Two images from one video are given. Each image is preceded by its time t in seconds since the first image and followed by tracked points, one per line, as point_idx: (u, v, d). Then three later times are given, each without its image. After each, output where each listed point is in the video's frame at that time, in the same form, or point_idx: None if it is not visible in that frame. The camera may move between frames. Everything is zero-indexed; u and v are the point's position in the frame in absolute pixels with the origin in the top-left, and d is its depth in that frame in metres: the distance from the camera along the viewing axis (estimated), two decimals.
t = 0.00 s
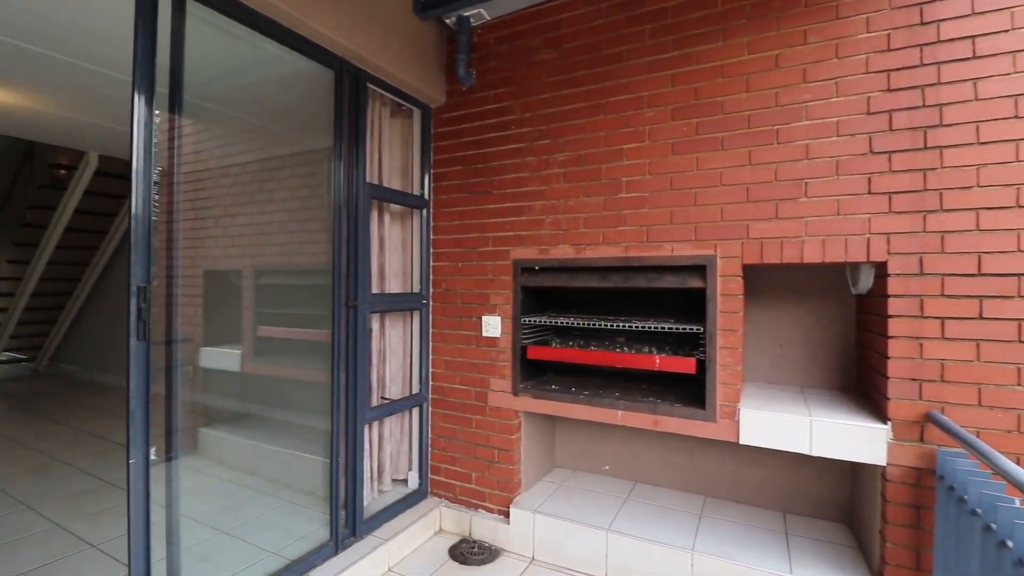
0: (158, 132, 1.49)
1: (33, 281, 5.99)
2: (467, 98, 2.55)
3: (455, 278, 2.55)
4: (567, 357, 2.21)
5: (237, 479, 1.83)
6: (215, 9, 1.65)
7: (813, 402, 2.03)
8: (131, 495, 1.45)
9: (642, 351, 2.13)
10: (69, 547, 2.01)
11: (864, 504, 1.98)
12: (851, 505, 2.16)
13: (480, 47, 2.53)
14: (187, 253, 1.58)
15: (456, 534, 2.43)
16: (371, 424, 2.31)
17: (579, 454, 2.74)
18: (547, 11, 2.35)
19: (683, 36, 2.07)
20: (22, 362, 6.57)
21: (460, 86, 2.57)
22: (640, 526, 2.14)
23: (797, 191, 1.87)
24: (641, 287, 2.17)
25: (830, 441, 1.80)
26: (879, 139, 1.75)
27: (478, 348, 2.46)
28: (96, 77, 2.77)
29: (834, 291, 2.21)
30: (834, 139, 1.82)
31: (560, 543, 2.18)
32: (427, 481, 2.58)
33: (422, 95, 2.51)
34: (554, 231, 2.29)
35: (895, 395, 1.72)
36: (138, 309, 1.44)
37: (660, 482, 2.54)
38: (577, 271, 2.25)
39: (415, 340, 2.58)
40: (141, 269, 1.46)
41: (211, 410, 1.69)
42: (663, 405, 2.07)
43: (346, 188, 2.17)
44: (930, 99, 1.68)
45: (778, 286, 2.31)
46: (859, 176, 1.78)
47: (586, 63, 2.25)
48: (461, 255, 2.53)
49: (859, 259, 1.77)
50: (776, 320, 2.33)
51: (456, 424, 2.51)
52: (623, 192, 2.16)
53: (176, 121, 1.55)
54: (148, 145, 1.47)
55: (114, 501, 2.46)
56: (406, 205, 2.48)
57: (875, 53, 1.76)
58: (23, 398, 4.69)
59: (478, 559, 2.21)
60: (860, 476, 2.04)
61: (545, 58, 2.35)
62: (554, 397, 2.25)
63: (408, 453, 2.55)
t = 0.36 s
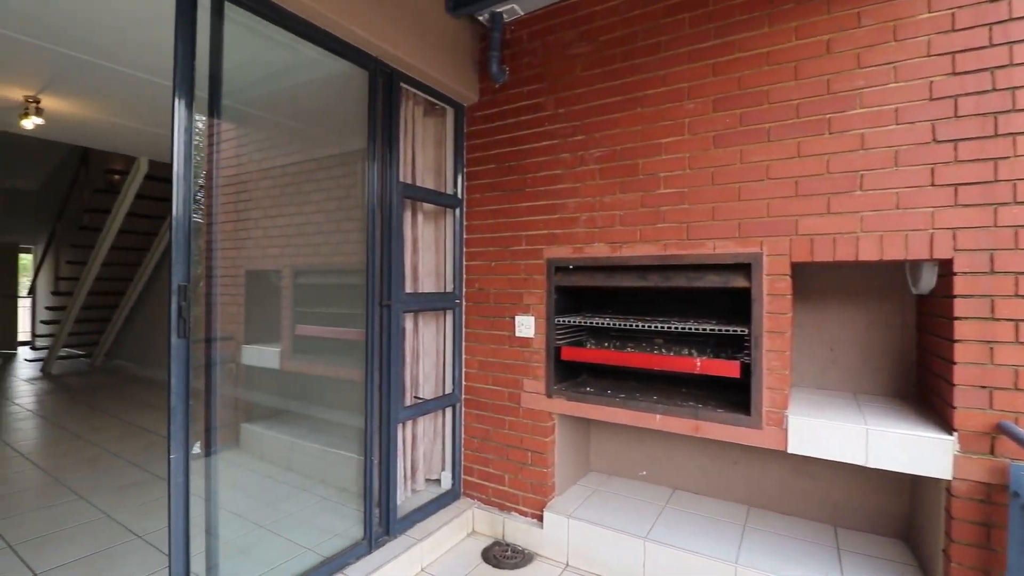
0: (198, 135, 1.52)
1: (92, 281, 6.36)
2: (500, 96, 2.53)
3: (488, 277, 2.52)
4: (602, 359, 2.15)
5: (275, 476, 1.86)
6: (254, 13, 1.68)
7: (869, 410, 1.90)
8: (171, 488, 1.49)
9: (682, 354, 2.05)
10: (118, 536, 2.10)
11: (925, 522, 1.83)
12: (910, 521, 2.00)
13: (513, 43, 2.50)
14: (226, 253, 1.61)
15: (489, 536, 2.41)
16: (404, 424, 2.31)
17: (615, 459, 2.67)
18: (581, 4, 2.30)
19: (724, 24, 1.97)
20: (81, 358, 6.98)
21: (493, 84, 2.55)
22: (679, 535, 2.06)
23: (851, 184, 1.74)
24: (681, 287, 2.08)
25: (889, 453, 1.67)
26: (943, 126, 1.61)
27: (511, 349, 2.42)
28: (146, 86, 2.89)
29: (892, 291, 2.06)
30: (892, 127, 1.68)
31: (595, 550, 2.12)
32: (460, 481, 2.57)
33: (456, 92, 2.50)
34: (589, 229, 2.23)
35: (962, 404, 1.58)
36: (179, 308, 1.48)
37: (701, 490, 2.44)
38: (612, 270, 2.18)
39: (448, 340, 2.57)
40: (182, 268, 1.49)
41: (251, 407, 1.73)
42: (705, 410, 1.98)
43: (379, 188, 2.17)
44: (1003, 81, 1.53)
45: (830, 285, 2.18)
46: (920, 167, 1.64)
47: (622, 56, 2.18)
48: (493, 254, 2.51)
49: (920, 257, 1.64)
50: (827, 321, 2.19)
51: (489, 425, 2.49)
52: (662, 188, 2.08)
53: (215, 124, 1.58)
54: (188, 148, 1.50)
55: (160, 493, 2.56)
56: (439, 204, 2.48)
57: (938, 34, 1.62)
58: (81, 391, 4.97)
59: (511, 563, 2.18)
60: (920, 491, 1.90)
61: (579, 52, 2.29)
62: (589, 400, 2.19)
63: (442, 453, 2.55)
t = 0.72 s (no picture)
0: (232, 131, 1.51)
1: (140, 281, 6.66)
2: (533, 90, 2.46)
3: (521, 276, 2.47)
4: (641, 361, 2.06)
5: (309, 475, 1.86)
6: (287, 10, 1.67)
7: (937, 421, 1.73)
8: (206, 488, 1.47)
9: (727, 356, 1.93)
10: (157, 530, 2.15)
11: (1002, 545, 1.66)
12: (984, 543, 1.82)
13: (546, 36, 2.43)
14: (259, 251, 1.60)
15: (522, 542, 2.34)
16: (436, 425, 2.28)
17: (654, 464, 2.56)
18: None
19: (773, 5, 1.85)
20: (130, 354, 7.31)
21: (526, 78, 2.49)
22: (723, 548, 1.94)
23: (918, 173, 1.59)
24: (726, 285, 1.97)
25: (962, 468, 1.51)
26: None
27: (544, 349, 2.36)
28: (188, 90, 2.98)
29: (963, 290, 1.88)
30: (965, 109, 1.52)
31: (632, 560, 2.03)
32: (493, 484, 2.52)
33: (488, 87, 2.45)
34: (626, 225, 2.14)
35: None
36: (213, 306, 1.47)
37: (746, 500, 2.31)
38: (651, 268, 2.09)
39: (480, 339, 2.53)
40: (217, 266, 1.48)
41: (283, 406, 1.72)
42: (752, 417, 1.86)
43: (411, 186, 2.15)
44: None
45: (890, 284, 2.02)
46: (998, 153, 1.47)
47: (661, 44, 2.09)
48: (527, 252, 2.45)
49: (996, 253, 1.47)
50: (887, 323, 2.03)
51: (522, 427, 2.43)
52: (705, 181, 1.97)
53: (250, 122, 1.56)
54: (222, 149, 1.48)
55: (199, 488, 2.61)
56: (471, 201, 2.44)
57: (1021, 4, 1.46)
58: (129, 387, 5.19)
59: (544, 570, 2.11)
60: (994, 511, 1.72)
61: (616, 41, 2.21)
62: (627, 403, 2.11)
63: (474, 454, 2.51)
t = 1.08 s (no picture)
0: (261, 130, 1.49)
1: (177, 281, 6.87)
2: (563, 84, 2.40)
3: (550, 276, 2.40)
4: (677, 365, 1.96)
5: (337, 477, 1.84)
6: (315, 7, 1.65)
7: (1007, 433, 1.59)
8: (234, 490, 1.47)
9: (771, 361, 1.82)
10: (190, 528, 2.18)
11: None
12: None
13: (577, 28, 2.36)
14: (288, 250, 1.58)
15: (552, 549, 2.28)
16: (463, 427, 2.24)
17: (690, 472, 2.46)
18: None
19: None
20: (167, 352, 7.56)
21: (555, 72, 2.42)
22: (766, 564, 1.83)
23: (985, 163, 1.45)
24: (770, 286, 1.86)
25: None
26: None
27: (575, 351, 2.29)
28: (221, 93, 3.03)
29: None
30: None
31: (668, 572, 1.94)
32: (521, 489, 2.47)
33: (517, 83, 2.39)
34: (661, 222, 2.05)
35: None
36: (242, 306, 1.46)
37: (789, 513, 2.19)
38: (689, 268, 2.00)
39: (509, 341, 2.48)
40: (245, 266, 1.46)
41: (312, 407, 1.71)
42: (799, 425, 1.74)
43: (439, 184, 2.11)
44: None
45: (951, 284, 1.87)
46: None
47: (699, 32, 1.99)
48: (556, 251, 2.38)
49: None
50: (947, 326, 1.88)
51: (552, 431, 2.37)
52: (747, 175, 1.86)
53: (279, 120, 1.54)
54: (251, 150, 1.47)
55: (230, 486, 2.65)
56: (500, 199, 2.39)
57: None
58: (166, 384, 5.35)
59: None
60: None
61: (651, 31, 2.12)
62: (663, 409, 2.02)
63: (503, 458, 2.46)
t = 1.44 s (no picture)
0: (286, 130, 1.48)
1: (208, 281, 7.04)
2: (590, 78, 2.33)
3: (577, 276, 2.34)
4: (711, 370, 1.88)
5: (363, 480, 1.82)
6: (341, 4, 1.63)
7: None
8: (260, 492, 1.46)
9: (813, 366, 1.73)
10: (218, 527, 2.20)
11: None
12: None
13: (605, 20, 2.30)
14: (314, 251, 1.57)
15: (579, 557, 2.22)
16: (489, 431, 2.20)
17: (723, 480, 2.36)
18: None
19: None
20: (198, 350, 7.76)
21: (582, 66, 2.36)
22: None
23: None
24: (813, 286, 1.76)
25: None
26: None
27: (603, 354, 2.22)
28: (249, 95, 3.07)
29: None
30: None
31: None
32: (547, 494, 2.41)
33: (543, 78, 2.34)
34: (695, 220, 1.97)
35: None
36: (268, 307, 1.45)
37: (831, 526, 2.07)
38: (724, 268, 1.91)
39: (535, 342, 2.43)
40: (271, 267, 1.46)
41: (338, 408, 1.69)
42: (844, 435, 1.64)
43: (464, 183, 2.07)
44: None
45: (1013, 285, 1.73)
46: None
47: (735, 20, 1.90)
48: (584, 251, 2.32)
49: None
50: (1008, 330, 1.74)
51: (580, 435, 2.31)
52: (787, 170, 1.77)
53: (304, 120, 1.53)
54: (276, 150, 1.46)
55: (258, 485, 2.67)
56: (526, 198, 2.34)
57: None
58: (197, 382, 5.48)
59: None
60: None
61: (683, 21, 2.04)
62: (696, 415, 1.94)
63: (528, 462, 2.41)
